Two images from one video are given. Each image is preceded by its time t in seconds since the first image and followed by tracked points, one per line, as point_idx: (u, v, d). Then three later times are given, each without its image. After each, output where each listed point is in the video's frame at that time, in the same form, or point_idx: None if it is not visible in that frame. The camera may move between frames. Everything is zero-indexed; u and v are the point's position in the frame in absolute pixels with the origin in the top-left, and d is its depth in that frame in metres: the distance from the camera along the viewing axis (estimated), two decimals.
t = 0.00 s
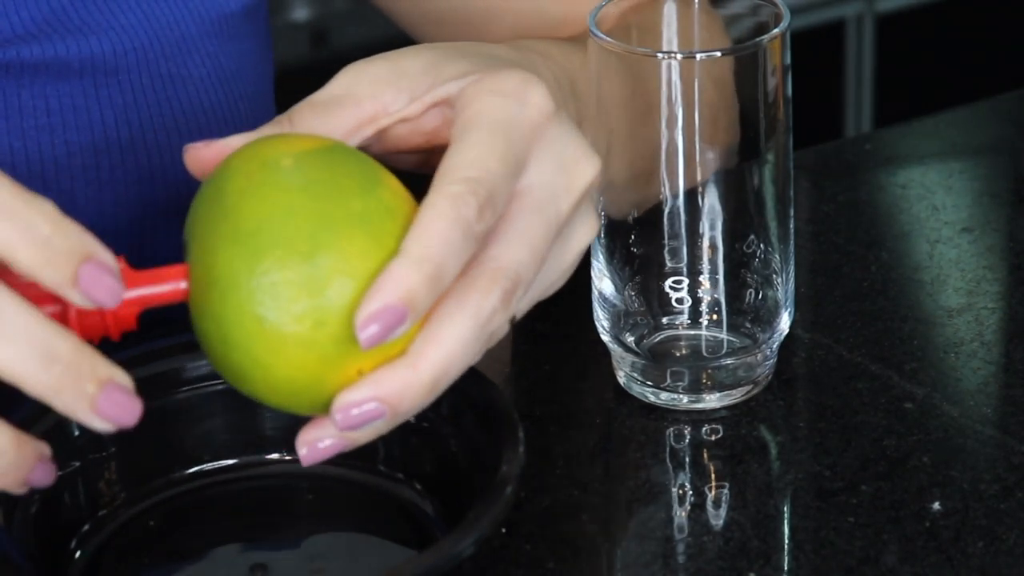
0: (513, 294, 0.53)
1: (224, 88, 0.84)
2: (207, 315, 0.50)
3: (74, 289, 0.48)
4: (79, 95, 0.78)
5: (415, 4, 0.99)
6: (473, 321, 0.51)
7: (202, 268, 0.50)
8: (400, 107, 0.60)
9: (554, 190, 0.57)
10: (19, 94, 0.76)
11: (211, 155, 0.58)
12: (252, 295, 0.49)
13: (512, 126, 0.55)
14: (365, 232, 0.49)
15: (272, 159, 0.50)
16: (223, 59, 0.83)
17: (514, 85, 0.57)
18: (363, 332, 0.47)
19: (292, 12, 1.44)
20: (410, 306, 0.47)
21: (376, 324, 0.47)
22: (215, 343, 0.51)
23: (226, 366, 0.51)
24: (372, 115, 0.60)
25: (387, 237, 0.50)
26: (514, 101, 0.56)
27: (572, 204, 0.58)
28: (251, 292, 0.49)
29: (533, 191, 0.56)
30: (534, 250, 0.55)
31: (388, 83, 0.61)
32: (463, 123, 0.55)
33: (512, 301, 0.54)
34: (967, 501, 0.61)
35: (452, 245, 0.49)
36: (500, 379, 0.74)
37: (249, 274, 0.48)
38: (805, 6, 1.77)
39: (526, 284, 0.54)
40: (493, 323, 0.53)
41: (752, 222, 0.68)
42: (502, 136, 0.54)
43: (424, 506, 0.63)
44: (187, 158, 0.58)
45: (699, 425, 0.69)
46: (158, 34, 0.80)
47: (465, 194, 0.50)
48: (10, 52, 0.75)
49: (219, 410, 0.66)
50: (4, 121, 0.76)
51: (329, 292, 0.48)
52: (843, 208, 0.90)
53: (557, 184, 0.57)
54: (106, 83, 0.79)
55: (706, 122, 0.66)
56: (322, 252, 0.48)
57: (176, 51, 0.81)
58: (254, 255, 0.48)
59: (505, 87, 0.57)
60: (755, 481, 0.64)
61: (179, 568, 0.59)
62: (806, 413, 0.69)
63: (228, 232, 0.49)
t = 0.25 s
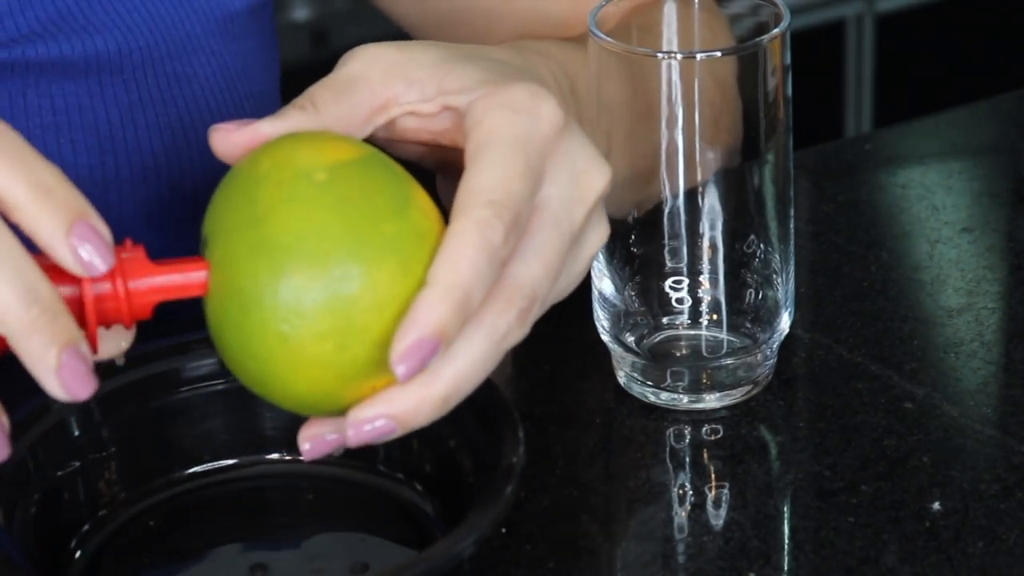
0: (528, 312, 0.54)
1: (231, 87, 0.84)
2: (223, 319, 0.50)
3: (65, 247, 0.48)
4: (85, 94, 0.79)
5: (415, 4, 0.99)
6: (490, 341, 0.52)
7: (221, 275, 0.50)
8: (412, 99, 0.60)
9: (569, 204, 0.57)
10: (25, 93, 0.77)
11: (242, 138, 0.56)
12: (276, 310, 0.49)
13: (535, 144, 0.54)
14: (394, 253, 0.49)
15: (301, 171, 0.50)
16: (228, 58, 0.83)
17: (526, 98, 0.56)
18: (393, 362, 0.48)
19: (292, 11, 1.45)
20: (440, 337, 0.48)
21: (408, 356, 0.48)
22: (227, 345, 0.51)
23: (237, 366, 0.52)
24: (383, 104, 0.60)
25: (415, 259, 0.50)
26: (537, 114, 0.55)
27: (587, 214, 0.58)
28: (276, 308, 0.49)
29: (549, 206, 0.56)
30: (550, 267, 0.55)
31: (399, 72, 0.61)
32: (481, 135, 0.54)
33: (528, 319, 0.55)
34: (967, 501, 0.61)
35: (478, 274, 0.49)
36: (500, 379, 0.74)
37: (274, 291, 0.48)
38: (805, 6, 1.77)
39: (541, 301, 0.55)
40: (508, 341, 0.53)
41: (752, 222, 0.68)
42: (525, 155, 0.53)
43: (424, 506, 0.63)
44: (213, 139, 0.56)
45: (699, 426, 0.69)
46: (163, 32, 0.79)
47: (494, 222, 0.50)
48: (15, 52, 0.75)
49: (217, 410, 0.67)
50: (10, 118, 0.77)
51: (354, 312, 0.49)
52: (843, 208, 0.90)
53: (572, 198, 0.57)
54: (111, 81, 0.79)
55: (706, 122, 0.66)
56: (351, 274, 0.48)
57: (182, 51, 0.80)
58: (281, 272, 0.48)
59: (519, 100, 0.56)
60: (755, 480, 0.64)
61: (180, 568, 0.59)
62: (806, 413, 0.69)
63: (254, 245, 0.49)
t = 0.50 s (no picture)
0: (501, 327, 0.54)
1: (235, 85, 0.84)
2: (201, 320, 0.51)
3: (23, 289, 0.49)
4: (90, 92, 0.79)
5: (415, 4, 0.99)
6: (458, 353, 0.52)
7: (203, 277, 0.50)
8: (404, 102, 0.60)
9: (546, 219, 0.56)
10: (30, 91, 0.77)
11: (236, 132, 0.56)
12: (251, 316, 0.49)
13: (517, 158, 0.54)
14: (373, 266, 0.49)
15: (287, 179, 0.50)
16: (233, 57, 0.83)
17: (510, 112, 0.55)
18: (357, 373, 0.48)
19: (292, 11, 1.45)
20: (406, 352, 0.48)
21: (371, 369, 0.48)
22: (205, 346, 0.51)
23: (214, 367, 0.52)
24: (375, 105, 0.60)
25: (393, 273, 0.49)
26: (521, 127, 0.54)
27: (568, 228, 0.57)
28: (251, 315, 0.49)
29: (527, 221, 0.56)
30: (525, 280, 0.55)
31: (392, 71, 0.60)
32: (463, 145, 0.54)
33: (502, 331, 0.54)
34: (967, 501, 0.61)
35: (452, 291, 0.49)
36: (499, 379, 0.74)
37: (251, 297, 0.48)
38: (805, 6, 1.77)
39: (515, 314, 0.55)
40: (479, 352, 0.53)
41: (752, 222, 0.68)
42: (505, 168, 0.53)
43: (424, 507, 0.63)
44: (207, 134, 0.56)
45: (699, 425, 0.69)
46: (169, 33, 0.79)
47: (470, 236, 0.50)
48: (20, 51, 0.76)
49: (216, 410, 0.67)
50: (16, 117, 0.77)
51: (329, 323, 0.49)
52: (843, 208, 0.90)
53: (550, 212, 0.56)
54: (116, 80, 0.79)
55: (706, 122, 0.66)
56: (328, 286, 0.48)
57: (187, 50, 0.80)
58: (257, 280, 0.48)
59: (503, 111, 0.55)
60: (755, 480, 0.64)
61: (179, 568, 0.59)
62: (806, 413, 0.69)
63: (234, 251, 0.49)
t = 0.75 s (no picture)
0: (502, 324, 0.54)
1: (235, 81, 0.84)
2: (204, 324, 0.51)
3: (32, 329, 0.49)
4: (91, 89, 0.79)
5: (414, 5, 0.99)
6: (461, 350, 0.52)
7: (206, 282, 0.50)
8: (399, 108, 0.60)
9: (545, 215, 0.56)
10: (30, 88, 0.77)
11: (227, 139, 0.56)
12: (255, 319, 0.49)
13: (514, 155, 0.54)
14: (374, 265, 0.49)
15: (286, 180, 0.50)
16: (233, 54, 0.83)
17: (504, 110, 0.55)
18: (359, 369, 0.48)
19: (291, 12, 1.45)
20: (410, 350, 0.48)
21: (373, 363, 0.48)
22: (210, 351, 0.51)
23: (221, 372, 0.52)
24: (371, 111, 0.60)
25: (394, 271, 0.49)
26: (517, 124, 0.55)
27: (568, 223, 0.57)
28: (255, 317, 0.49)
29: (525, 217, 0.55)
30: (527, 277, 0.55)
31: (386, 78, 0.59)
32: (460, 146, 0.54)
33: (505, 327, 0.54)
34: (967, 501, 0.61)
35: (454, 286, 0.49)
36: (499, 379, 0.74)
37: (254, 300, 0.48)
38: (805, 6, 1.77)
39: (516, 312, 0.55)
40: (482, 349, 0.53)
41: (752, 222, 0.68)
42: (503, 165, 0.53)
43: (424, 507, 0.63)
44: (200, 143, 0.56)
45: (699, 425, 0.69)
46: (171, 31, 0.79)
47: (471, 232, 0.50)
48: (20, 48, 0.76)
49: (215, 410, 0.67)
50: (16, 115, 0.77)
51: (333, 323, 0.49)
52: (843, 208, 0.90)
53: (549, 209, 0.56)
54: (116, 77, 0.79)
55: (706, 122, 0.66)
56: (331, 286, 0.48)
57: (187, 46, 0.81)
58: (261, 282, 0.48)
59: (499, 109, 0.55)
60: (755, 480, 0.64)
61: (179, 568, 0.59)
62: (806, 413, 0.69)
63: (236, 254, 0.49)
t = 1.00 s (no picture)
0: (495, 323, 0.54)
1: (224, 74, 0.85)
2: (198, 351, 0.51)
3: (73, 397, 0.52)
4: (79, 77, 0.79)
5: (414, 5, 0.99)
6: (457, 351, 0.52)
7: (196, 308, 0.51)
8: (377, 130, 0.60)
9: (526, 213, 0.57)
10: (18, 77, 0.77)
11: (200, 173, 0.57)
12: (245, 336, 0.49)
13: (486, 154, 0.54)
14: (355, 270, 0.49)
15: (262, 197, 0.51)
16: (222, 46, 0.85)
17: (476, 112, 0.56)
18: (348, 372, 0.48)
19: (291, 12, 1.45)
20: (396, 347, 0.48)
21: (361, 366, 0.48)
22: (207, 380, 0.52)
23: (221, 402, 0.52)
24: (350, 136, 0.60)
25: (376, 275, 0.50)
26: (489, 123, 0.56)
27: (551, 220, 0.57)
28: (244, 335, 0.49)
29: (506, 218, 0.56)
30: (514, 276, 0.55)
31: (364, 101, 0.60)
32: (435, 154, 0.54)
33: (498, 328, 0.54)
34: (967, 501, 0.61)
35: (437, 282, 0.49)
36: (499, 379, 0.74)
37: (242, 318, 0.49)
38: (805, 6, 1.77)
39: (508, 313, 0.55)
40: (478, 351, 0.53)
41: (752, 223, 0.68)
42: (477, 166, 0.53)
43: (424, 507, 0.63)
44: (178, 182, 0.57)
45: (699, 425, 0.69)
46: (161, 20, 0.81)
47: (448, 228, 0.50)
48: (9, 34, 0.76)
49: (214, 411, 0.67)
50: (4, 103, 0.77)
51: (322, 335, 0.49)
52: (843, 208, 0.90)
53: (530, 206, 0.57)
54: (105, 66, 0.80)
55: (705, 122, 0.66)
56: (315, 295, 0.49)
57: (176, 36, 0.82)
58: (247, 298, 0.49)
59: (472, 115, 0.56)
60: (755, 480, 0.64)
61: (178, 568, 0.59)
62: (806, 413, 0.69)
63: (221, 275, 0.50)
